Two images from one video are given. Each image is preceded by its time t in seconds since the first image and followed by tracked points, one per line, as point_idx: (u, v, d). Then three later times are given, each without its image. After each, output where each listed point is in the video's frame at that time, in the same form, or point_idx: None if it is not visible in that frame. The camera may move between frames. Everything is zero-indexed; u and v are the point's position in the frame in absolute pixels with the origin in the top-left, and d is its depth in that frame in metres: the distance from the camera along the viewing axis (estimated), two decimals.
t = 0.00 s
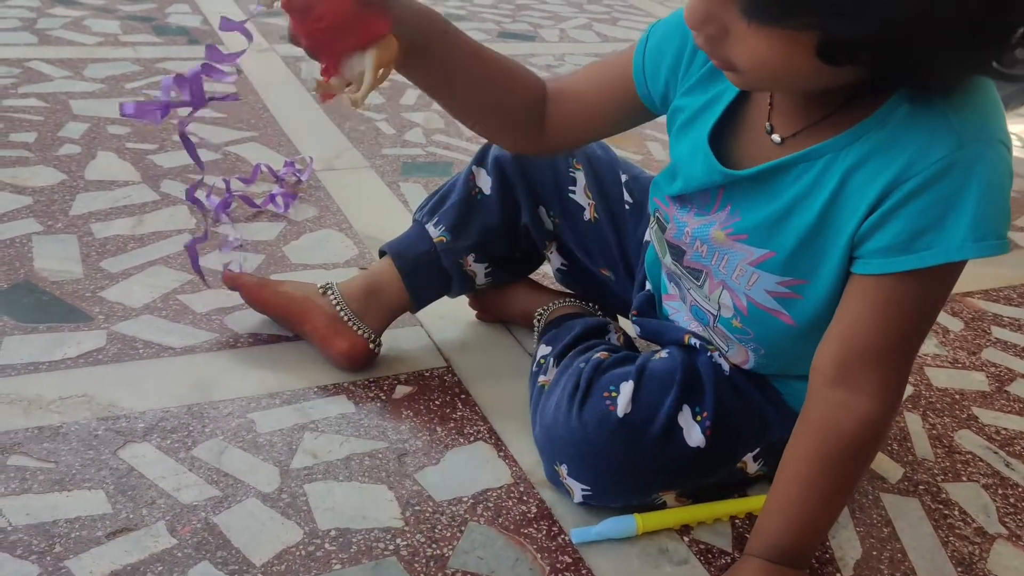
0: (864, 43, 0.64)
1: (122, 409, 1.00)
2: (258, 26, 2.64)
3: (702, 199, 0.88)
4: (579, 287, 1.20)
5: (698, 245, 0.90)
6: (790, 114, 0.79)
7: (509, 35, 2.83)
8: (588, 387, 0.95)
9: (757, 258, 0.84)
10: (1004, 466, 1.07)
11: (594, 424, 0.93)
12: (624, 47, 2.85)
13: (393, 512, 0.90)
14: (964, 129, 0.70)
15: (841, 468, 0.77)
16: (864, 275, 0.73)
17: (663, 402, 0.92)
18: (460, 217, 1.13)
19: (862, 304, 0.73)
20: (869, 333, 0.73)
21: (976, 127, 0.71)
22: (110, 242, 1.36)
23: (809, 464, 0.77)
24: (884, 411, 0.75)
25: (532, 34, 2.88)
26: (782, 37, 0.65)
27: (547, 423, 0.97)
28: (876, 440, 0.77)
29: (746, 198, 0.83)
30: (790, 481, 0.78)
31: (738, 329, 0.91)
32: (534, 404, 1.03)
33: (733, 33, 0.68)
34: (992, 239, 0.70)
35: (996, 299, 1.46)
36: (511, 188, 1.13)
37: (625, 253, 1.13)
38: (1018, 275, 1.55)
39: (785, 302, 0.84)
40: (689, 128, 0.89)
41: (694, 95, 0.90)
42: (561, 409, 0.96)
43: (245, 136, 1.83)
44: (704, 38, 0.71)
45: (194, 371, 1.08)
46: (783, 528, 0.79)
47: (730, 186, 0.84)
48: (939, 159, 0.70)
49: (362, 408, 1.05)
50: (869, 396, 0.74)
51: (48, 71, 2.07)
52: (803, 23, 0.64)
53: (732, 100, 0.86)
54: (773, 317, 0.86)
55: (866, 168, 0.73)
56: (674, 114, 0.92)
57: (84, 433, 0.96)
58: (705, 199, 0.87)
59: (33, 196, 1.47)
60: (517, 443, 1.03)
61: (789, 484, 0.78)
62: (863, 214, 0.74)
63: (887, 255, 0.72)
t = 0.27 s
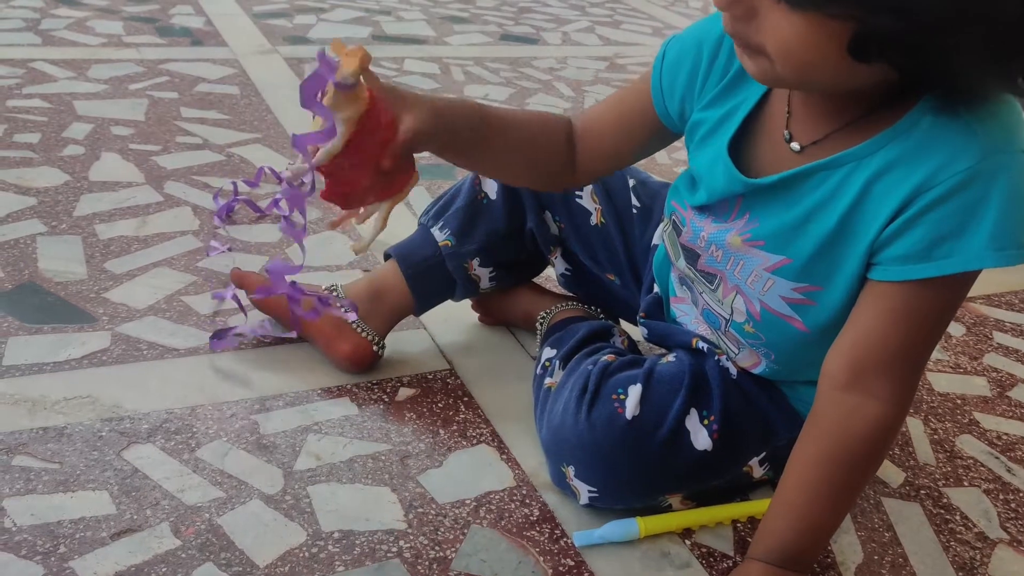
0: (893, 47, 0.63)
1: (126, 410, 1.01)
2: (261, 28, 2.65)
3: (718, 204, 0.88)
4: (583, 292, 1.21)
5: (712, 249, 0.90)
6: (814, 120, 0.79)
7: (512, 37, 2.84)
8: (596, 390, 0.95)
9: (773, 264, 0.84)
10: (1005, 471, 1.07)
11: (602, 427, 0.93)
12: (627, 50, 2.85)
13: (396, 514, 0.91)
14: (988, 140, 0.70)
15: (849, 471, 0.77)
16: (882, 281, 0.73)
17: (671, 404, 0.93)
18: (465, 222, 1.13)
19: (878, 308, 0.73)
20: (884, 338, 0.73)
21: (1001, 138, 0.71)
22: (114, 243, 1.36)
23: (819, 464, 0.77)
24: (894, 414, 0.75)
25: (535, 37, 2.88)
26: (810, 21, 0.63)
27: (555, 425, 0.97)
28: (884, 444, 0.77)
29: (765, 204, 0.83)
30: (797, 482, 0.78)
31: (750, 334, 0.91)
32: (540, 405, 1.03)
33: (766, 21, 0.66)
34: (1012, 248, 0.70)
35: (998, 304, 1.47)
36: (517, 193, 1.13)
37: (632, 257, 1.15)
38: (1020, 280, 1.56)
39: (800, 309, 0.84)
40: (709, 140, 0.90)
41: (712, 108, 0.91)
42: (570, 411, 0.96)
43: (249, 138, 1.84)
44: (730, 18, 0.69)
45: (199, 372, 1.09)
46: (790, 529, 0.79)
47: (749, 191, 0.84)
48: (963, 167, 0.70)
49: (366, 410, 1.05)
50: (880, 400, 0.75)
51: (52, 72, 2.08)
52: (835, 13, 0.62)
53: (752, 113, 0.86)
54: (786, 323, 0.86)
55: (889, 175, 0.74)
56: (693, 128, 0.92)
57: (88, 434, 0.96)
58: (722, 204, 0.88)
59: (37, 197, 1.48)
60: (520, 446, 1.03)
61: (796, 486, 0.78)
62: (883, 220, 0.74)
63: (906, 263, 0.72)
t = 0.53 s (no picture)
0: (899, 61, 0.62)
1: (128, 426, 1.02)
2: (261, 41, 2.67)
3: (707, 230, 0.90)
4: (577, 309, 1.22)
5: (702, 272, 0.92)
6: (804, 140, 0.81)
7: (510, 50, 2.86)
8: (591, 405, 0.96)
9: (763, 286, 0.86)
10: (996, 484, 1.08)
11: (598, 442, 0.94)
12: (624, 62, 2.87)
13: (394, 529, 0.92)
14: (971, 160, 0.72)
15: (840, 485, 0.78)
16: (869, 301, 0.75)
17: (665, 420, 0.94)
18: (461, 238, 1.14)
19: (866, 327, 0.75)
20: (873, 355, 0.74)
21: (985, 158, 0.72)
22: (116, 259, 1.38)
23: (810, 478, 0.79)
24: (885, 431, 0.76)
25: (533, 49, 2.91)
26: (824, 40, 0.62)
27: (551, 440, 0.98)
28: (874, 460, 0.78)
29: (753, 229, 0.85)
30: (788, 495, 0.80)
31: (742, 352, 0.92)
32: (535, 420, 1.04)
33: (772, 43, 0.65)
34: (997, 265, 0.71)
35: (990, 316, 1.48)
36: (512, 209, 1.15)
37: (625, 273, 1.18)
38: (1013, 292, 1.57)
39: (790, 327, 0.86)
40: (700, 169, 0.92)
41: (700, 141, 0.93)
42: (566, 425, 0.98)
43: (249, 152, 1.86)
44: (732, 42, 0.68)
45: (199, 388, 1.10)
46: (784, 541, 0.80)
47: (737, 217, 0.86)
48: (947, 188, 0.71)
49: (363, 425, 1.07)
50: (872, 417, 0.76)
51: (54, 87, 2.10)
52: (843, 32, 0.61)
53: (740, 141, 0.89)
54: (777, 340, 0.88)
55: (875, 199, 0.75)
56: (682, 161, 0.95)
57: (91, 450, 0.98)
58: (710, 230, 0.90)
59: (40, 212, 1.49)
60: (517, 460, 1.05)
61: (788, 501, 0.80)
62: (868, 242, 0.75)
63: (893, 283, 0.73)
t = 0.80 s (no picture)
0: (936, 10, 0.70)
1: (132, 452, 1.05)
2: (262, 71, 2.72)
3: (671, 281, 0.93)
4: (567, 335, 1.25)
5: (675, 320, 0.94)
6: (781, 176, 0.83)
7: (507, 78, 2.91)
8: (579, 432, 0.99)
9: (735, 330, 0.89)
10: (981, 506, 1.10)
11: (586, 469, 0.97)
12: (619, 89, 2.92)
13: (392, 552, 0.94)
14: (916, 190, 0.75)
15: (819, 510, 0.80)
16: (838, 338, 0.78)
17: (652, 448, 0.97)
18: (451, 265, 1.16)
19: (833, 361, 0.78)
20: (841, 387, 0.78)
21: (928, 186, 0.75)
22: (120, 287, 1.40)
23: (788, 512, 0.81)
24: (857, 457, 0.79)
25: (529, 77, 2.96)
26: None
27: (541, 467, 1.01)
28: (850, 485, 0.80)
29: (717, 279, 0.88)
30: (769, 528, 0.82)
31: (726, 390, 0.95)
32: (527, 447, 1.07)
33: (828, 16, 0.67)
34: (955, 288, 0.74)
35: (977, 339, 1.51)
36: (501, 236, 1.17)
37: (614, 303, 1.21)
38: (1000, 316, 1.60)
39: (768, 364, 0.89)
40: (667, 229, 0.92)
41: (666, 200, 0.93)
42: (554, 454, 1.00)
43: (250, 181, 1.89)
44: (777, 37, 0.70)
45: (201, 415, 1.12)
46: (768, 572, 0.82)
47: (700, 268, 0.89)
48: (895, 222, 0.75)
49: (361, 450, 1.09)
50: (842, 446, 0.79)
51: (59, 117, 2.14)
52: None
53: (704, 194, 0.90)
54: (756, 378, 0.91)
55: (831, 239, 0.78)
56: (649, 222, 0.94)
57: (96, 476, 1.00)
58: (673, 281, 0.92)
59: (46, 241, 1.53)
60: (511, 484, 1.07)
61: (771, 528, 0.82)
62: (829, 283, 0.78)
63: (856, 316, 0.76)
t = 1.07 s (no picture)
0: None
1: (131, 444, 1.05)
2: (259, 70, 2.73)
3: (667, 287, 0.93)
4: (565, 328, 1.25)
5: (678, 328, 0.94)
6: (771, 166, 0.83)
7: (503, 76, 2.92)
8: (579, 421, 1.00)
9: (737, 332, 0.89)
10: (975, 493, 1.11)
11: (586, 458, 0.97)
12: (616, 86, 2.93)
13: (389, 540, 0.95)
14: (893, 171, 0.75)
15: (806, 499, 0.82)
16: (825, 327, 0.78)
17: (655, 445, 0.96)
18: (443, 263, 1.15)
19: (813, 350, 0.79)
20: (821, 374, 0.78)
21: (902, 166, 0.75)
22: (119, 283, 1.41)
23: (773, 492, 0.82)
24: (836, 442, 0.80)
25: (526, 75, 2.97)
26: None
27: (539, 457, 1.02)
28: (834, 471, 0.81)
29: (709, 279, 0.88)
30: (755, 517, 0.84)
31: (739, 392, 0.95)
32: (525, 438, 1.07)
33: None
34: (936, 265, 0.74)
35: (971, 331, 1.52)
36: (496, 233, 1.15)
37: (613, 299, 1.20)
38: (994, 307, 1.61)
39: (774, 366, 0.89)
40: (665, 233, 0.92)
41: (663, 201, 0.93)
42: (554, 445, 1.01)
43: (248, 178, 1.90)
44: None
45: (199, 408, 1.13)
46: (761, 563, 0.84)
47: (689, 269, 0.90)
48: (870, 206, 0.75)
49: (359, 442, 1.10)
50: (820, 431, 0.80)
51: (57, 116, 2.15)
52: None
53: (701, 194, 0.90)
54: (767, 380, 0.91)
55: (814, 230, 0.79)
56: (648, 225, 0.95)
57: (95, 467, 1.01)
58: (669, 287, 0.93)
59: (44, 238, 1.53)
60: (509, 474, 1.08)
61: (759, 517, 0.83)
62: (814, 273, 0.79)
63: (839, 299, 0.76)
